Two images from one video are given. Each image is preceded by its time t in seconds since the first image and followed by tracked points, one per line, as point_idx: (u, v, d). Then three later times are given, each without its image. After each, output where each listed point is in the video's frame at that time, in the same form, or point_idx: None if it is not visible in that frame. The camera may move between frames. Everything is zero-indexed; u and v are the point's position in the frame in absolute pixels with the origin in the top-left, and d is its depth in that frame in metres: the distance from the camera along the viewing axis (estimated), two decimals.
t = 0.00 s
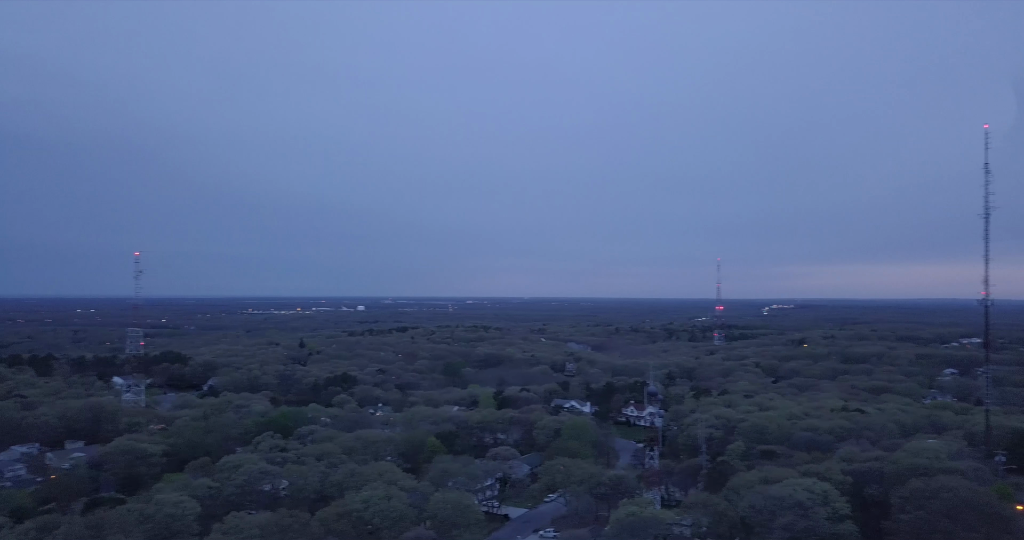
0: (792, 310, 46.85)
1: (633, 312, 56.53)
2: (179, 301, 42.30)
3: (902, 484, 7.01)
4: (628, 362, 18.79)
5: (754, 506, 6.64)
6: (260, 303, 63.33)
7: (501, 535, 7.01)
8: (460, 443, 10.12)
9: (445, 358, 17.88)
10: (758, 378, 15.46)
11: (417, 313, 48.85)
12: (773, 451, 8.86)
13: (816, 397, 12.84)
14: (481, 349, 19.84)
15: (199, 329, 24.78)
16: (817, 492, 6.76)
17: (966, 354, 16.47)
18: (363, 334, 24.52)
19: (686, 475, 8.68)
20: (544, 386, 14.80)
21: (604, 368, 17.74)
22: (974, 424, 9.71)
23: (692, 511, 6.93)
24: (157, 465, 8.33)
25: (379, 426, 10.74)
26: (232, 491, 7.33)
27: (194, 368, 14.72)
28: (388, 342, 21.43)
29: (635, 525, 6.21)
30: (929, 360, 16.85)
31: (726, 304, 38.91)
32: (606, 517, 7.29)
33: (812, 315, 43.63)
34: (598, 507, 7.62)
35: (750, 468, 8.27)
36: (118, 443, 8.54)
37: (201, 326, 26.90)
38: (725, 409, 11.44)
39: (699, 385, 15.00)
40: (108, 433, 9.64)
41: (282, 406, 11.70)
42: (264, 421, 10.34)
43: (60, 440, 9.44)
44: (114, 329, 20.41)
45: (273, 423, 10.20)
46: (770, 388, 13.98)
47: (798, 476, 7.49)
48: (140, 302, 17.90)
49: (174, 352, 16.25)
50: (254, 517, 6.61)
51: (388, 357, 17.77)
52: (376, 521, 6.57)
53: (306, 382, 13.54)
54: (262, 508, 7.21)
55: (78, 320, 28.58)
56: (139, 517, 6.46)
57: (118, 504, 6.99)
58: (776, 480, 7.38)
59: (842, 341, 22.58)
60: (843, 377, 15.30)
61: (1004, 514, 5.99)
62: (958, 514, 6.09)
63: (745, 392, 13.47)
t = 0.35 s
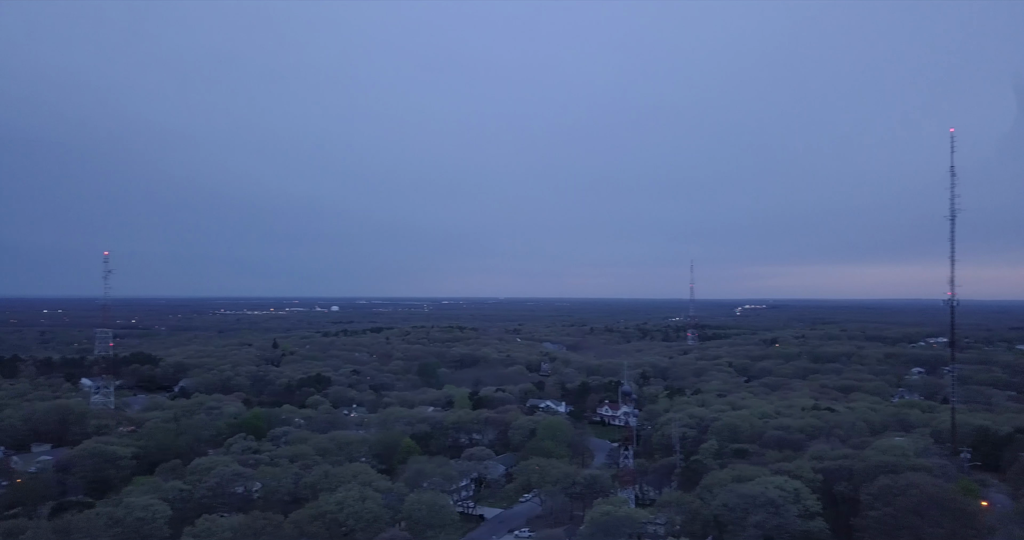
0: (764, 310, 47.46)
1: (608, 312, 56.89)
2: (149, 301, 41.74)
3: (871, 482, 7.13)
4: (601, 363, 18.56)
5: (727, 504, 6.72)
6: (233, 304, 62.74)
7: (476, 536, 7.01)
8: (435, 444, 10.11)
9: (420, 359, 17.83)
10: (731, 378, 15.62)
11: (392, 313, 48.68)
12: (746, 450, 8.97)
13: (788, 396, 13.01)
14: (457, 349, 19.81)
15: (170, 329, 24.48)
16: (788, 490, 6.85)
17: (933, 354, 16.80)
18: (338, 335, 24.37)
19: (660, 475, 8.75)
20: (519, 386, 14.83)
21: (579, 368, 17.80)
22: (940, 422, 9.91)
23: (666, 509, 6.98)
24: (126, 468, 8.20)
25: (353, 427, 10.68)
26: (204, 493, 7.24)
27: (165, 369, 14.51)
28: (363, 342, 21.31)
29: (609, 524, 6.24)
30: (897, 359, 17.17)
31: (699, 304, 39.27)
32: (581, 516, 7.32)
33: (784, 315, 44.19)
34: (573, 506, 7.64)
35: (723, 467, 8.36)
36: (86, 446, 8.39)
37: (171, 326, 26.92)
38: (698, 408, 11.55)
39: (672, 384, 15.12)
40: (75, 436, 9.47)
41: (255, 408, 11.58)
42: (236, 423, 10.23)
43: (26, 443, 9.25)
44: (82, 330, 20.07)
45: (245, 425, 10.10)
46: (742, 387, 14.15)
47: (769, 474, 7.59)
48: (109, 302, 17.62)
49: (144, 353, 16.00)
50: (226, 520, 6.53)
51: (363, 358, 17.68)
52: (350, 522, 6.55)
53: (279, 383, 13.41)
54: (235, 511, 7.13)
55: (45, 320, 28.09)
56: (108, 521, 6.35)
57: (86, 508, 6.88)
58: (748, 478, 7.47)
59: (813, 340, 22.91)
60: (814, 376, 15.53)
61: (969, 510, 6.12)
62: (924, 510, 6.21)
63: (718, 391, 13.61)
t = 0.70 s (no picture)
0: (746, 310, 47.87)
1: (592, 313, 57.37)
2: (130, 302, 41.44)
3: (851, 480, 7.21)
4: (586, 363, 18.87)
5: (709, 503, 6.75)
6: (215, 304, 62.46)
7: (459, 536, 7.00)
8: (419, 444, 10.09)
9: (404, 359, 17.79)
10: (713, 377, 15.73)
11: (375, 313, 48.62)
12: (728, 450, 9.03)
13: (769, 395, 13.12)
14: (440, 350, 19.78)
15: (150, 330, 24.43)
16: (770, 489, 6.91)
17: (912, 354, 17.01)
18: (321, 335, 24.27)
19: (643, 474, 8.79)
20: (503, 386, 14.85)
21: (563, 368, 17.85)
22: (919, 421, 10.04)
23: (649, 509, 7.01)
24: (106, 470, 8.11)
25: (337, 428, 10.64)
26: (185, 495, 7.17)
27: (145, 370, 14.37)
28: (346, 343, 21.22)
29: (593, 524, 6.26)
30: (877, 359, 17.37)
31: (682, 304, 39.52)
32: (564, 516, 7.34)
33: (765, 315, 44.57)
34: (556, 506, 7.65)
35: (706, 467, 8.41)
36: (65, 448, 8.29)
37: (151, 326, 26.90)
38: (681, 408, 11.61)
39: (656, 384, 15.20)
40: (54, 438, 9.35)
41: (237, 409, 11.50)
42: (218, 424, 10.15)
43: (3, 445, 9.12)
44: (61, 331, 19.84)
45: (227, 426, 10.03)
46: (724, 387, 14.25)
47: (751, 473, 7.65)
48: (89, 302, 17.44)
49: (125, 354, 15.82)
50: (208, 521, 6.47)
51: (346, 358, 17.61)
52: (333, 523, 6.52)
53: (262, 384, 13.33)
54: (216, 513, 7.07)
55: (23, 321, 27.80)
56: (87, 524, 6.28)
57: (64, 511, 6.79)
58: (731, 478, 7.52)
59: (794, 340, 23.14)
60: (795, 376, 15.67)
61: (947, 508, 6.21)
62: (904, 508, 6.29)
63: (701, 391, 13.70)
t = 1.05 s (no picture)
0: (723, 310, 48.26)
1: (571, 312, 57.53)
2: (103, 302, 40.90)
3: (826, 478, 7.31)
4: (566, 363, 18.72)
5: (688, 502, 6.80)
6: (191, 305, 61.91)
7: (439, 537, 6.99)
8: (398, 445, 10.06)
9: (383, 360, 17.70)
10: (692, 377, 15.84)
11: (354, 314, 48.42)
12: (706, 449, 9.10)
13: (747, 395, 13.24)
14: (419, 350, 19.71)
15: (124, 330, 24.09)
16: (747, 488, 6.98)
17: (886, 353, 17.25)
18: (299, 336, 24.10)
19: (622, 474, 8.83)
20: (483, 386, 14.84)
21: (543, 368, 17.87)
22: (893, 419, 10.19)
23: (628, 508, 7.04)
24: (80, 473, 7.99)
25: (315, 429, 10.57)
26: (161, 497, 7.09)
27: (120, 371, 14.17)
28: (325, 343, 21.09)
29: (572, 524, 6.27)
30: (852, 358, 17.58)
31: (660, 304, 39.72)
32: (544, 516, 7.35)
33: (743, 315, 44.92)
34: (536, 505, 7.66)
35: (684, 466, 8.47)
36: (38, 450, 8.15)
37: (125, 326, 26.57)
38: (660, 407, 11.67)
39: (635, 384, 15.27)
40: (26, 440, 9.19)
41: (214, 410, 11.38)
42: (195, 425, 10.04)
43: None
44: (32, 331, 19.49)
45: (204, 428, 9.92)
46: (702, 386, 14.35)
47: (729, 472, 7.72)
48: (62, 302, 17.16)
49: (99, 355, 15.59)
50: (184, 524, 6.41)
51: (325, 359, 17.49)
52: (311, 525, 6.48)
53: (239, 385, 13.20)
54: (193, 515, 7.00)
55: None
56: (60, 527, 6.19)
57: (36, 515, 6.68)
58: (709, 477, 7.58)
59: (771, 340, 23.36)
60: (772, 375, 15.81)
61: (920, 505, 6.31)
62: (878, 506, 6.38)
63: (679, 391, 13.78)
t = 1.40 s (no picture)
0: (698, 310, 48.68)
1: (546, 312, 57.77)
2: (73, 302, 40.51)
3: (798, 477, 7.40)
4: (542, 363, 18.86)
5: (662, 501, 6.86)
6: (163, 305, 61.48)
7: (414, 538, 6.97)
8: (373, 446, 10.01)
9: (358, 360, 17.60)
10: (666, 377, 15.96)
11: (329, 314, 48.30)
12: (680, 448, 9.18)
13: (721, 394, 13.37)
14: (395, 351, 19.60)
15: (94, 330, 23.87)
16: (720, 486, 7.05)
17: (857, 353, 17.51)
18: (272, 336, 23.89)
19: (597, 473, 8.87)
20: (459, 387, 14.82)
21: (519, 368, 17.89)
22: (863, 418, 10.35)
23: (603, 507, 7.08)
24: (47, 476, 7.84)
25: (289, 430, 10.49)
26: (131, 501, 6.98)
27: (89, 372, 13.93)
28: (299, 344, 20.90)
29: (547, 524, 6.29)
30: (824, 358, 17.82)
31: (635, 304, 39.94)
32: (519, 516, 7.36)
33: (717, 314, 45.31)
34: (511, 506, 7.67)
35: (658, 465, 8.53)
36: (4, 454, 7.99)
37: (95, 326, 26.70)
38: (634, 407, 11.74)
39: (610, 384, 15.35)
40: None
41: (185, 412, 11.23)
42: (166, 427, 9.90)
43: None
44: None
45: (176, 430, 9.79)
46: (677, 386, 14.46)
47: (703, 471, 7.79)
48: (29, 302, 16.84)
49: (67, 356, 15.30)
50: (155, 528, 6.32)
51: (299, 360, 17.33)
52: (285, 528, 6.42)
53: (211, 386, 13.04)
54: (163, 519, 6.90)
55: None
56: (26, 531, 6.07)
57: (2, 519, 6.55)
58: (683, 476, 7.65)
59: (745, 340, 23.60)
60: (745, 375, 15.98)
61: (888, 502, 6.42)
62: (848, 503, 6.48)
63: (654, 390, 13.87)
